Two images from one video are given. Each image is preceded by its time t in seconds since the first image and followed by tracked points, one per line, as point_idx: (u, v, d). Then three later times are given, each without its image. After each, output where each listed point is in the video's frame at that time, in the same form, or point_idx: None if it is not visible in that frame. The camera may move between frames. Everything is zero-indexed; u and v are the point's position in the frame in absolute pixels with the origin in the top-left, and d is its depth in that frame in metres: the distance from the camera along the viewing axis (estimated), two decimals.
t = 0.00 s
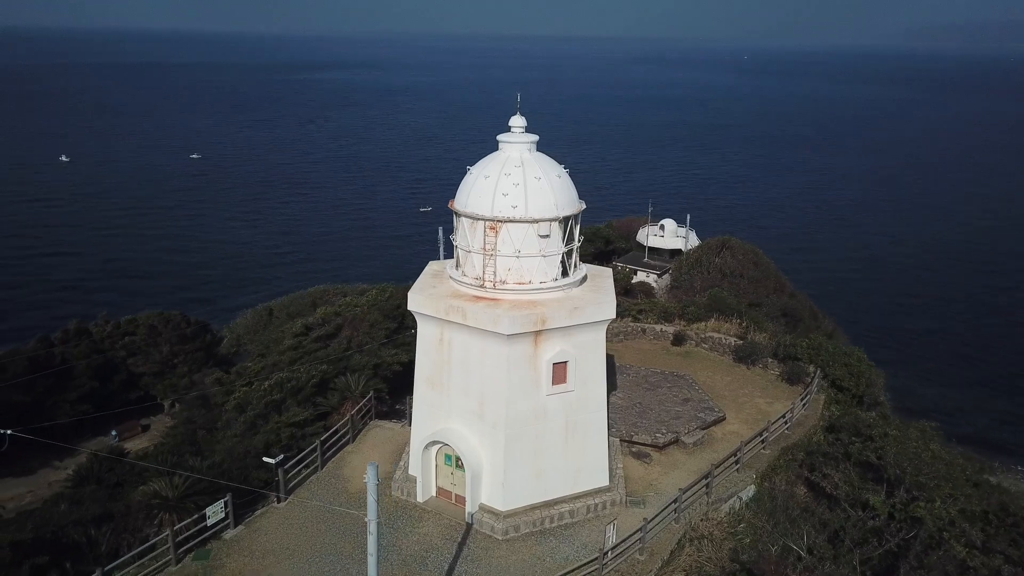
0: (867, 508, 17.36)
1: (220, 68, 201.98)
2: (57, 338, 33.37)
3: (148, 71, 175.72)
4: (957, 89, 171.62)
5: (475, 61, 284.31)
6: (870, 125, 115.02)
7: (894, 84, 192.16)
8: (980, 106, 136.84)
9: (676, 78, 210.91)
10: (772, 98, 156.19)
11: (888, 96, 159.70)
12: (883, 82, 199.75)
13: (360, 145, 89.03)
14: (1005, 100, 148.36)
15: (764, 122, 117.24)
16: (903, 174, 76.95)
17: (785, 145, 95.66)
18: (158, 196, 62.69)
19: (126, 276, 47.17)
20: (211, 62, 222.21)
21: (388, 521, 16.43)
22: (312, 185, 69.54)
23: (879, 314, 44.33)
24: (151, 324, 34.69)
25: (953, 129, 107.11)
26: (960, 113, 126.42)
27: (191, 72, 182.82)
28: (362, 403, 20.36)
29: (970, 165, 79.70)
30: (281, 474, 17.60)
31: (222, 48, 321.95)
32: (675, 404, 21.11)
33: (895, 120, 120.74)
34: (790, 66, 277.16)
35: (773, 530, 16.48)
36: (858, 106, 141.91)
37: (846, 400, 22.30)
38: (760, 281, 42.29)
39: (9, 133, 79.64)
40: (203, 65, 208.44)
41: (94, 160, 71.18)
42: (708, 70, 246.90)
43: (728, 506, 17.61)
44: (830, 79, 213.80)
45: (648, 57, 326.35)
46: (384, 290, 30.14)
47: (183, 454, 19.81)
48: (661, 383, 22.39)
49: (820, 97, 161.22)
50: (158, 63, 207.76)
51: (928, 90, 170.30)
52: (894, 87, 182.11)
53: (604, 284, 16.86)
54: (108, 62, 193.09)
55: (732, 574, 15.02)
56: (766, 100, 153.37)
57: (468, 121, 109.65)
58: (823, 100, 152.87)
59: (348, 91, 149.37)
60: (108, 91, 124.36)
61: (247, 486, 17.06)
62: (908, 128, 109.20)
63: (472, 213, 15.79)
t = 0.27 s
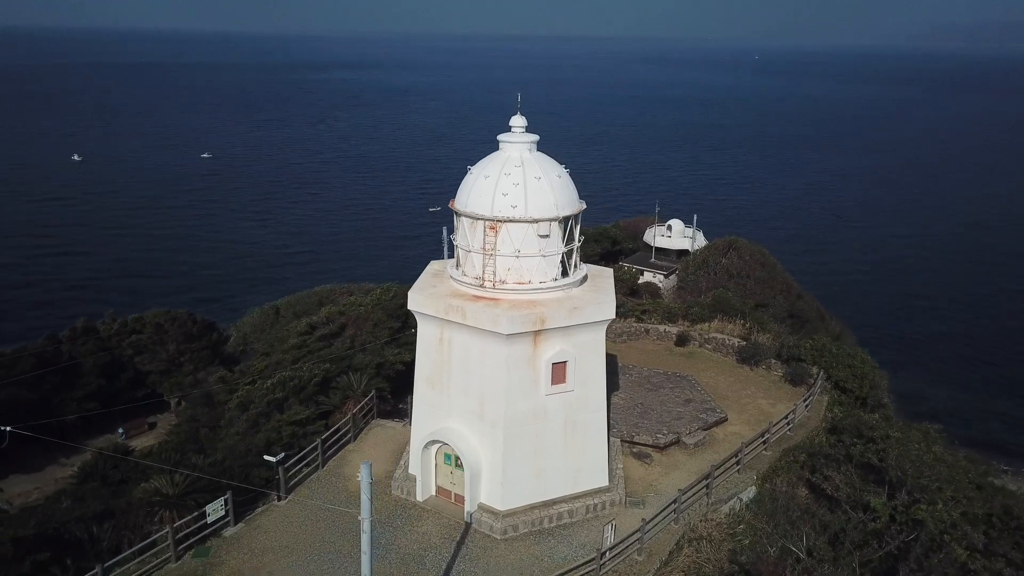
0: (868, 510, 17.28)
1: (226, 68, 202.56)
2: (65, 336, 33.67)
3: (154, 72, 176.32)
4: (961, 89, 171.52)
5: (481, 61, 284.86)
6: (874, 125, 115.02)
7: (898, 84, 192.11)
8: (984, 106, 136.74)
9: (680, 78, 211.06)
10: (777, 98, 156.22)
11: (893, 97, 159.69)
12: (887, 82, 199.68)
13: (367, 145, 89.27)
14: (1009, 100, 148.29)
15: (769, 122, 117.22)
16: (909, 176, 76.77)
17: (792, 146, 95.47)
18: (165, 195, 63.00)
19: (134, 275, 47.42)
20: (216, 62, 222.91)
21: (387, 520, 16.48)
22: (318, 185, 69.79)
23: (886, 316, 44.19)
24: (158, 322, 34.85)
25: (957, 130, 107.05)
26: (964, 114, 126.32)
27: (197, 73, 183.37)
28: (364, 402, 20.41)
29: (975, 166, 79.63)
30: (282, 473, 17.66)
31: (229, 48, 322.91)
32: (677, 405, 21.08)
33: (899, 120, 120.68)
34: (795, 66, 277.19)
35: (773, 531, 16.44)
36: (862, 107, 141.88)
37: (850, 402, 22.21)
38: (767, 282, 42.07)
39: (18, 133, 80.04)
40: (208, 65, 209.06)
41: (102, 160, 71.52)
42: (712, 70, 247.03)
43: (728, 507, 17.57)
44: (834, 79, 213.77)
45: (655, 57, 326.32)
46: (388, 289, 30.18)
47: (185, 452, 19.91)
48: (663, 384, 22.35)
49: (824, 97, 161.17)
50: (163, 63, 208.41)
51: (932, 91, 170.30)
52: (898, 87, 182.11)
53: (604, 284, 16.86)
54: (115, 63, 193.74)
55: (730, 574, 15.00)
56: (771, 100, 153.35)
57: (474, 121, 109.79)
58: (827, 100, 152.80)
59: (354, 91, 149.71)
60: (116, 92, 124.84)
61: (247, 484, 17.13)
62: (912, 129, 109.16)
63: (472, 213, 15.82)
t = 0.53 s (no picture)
0: (869, 512, 17.19)
1: (228, 68, 202.75)
2: (72, 334, 33.88)
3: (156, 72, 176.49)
4: (964, 89, 171.35)
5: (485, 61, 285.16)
6: (875, 125, 114.98)
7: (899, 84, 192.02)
8: (985, 106, 136.66)
9: (681, 78, 211.14)
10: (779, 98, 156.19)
11: (894, 96, 159.59)
12: (888, 82, 199.57)
13: (371, 145, 89.33)
14: (1010, 100, 148.09)
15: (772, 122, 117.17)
16: (916, 176, 76.52)
17: (798, 147, 95.23)
18: (170, 195, 63.15)
19: (139, 275, 47.58)
20: (218, 63, 223.20)
21: (387, 519, 16.53)
22: (324, 184, 69.93)
23: (893, 317, 44.00)
24: (164, 320, 35.00)
25: (957, 130, 106.92)
26: (965, 114, 126.13)
27: (199, 73, 183.52)
28: (366, 402, 20.47)
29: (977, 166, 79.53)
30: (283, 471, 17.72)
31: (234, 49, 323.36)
32: (678, 406, 21.05)
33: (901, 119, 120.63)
34: (798, 66, 277.00)
35: (772, 533, 16.38)
36: (866, 106, 142.43)
37: (853, 404, 22.11)
38: (774, 283, 41.88)
39: (22, 133, 80.16)
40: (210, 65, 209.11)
41: (107, 159, 71.68)
42: (713, 70, 246.90)
43: (727, 508, 17.53)
44: (835, 78, 213.42)
45: (659, 57, 326.12)
46: (392, 288, 30.23)
47: (188, 450, 20.00)
48: (665, 385, 22.31)
49: (825, 96, 161.04)
50: (166, 64, 208.68)
51: (933, 90, 170.25)
52: (899, 87, 181.96)
53: (604, 284, 16.86)
54: (119, 64, 194.04)
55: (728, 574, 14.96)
56: (773, 99, 153.24)
57: (479, 121, 109.82)
58: (829, 100, 152.71)
59: (358, 91, 149.79)
60: (120, 92, 125.04)
61: (248, 482, 17.20)
62: (913, 129, 109.10)
63: (471, 213, 15.84)
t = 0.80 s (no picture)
0: (870, 514, 17.13)
1: (227, 68, 202.55)
2: (79, 332, 34.15)
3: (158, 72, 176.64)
4: (970, 89, 170.75)
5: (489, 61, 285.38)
6: (878, 125, 114.93)
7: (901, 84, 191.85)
8: (987, 106, 136.48)
9: (683, 78, 211.07)
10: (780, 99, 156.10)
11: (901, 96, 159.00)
12: (892, 82, 199.38)
13: (374, 145, 89.44)
14: (1017, 99, 147.66)
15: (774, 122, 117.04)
16: (922, 176, 76.22)
17: (805, 146, 94.91)
18: (176, 194, 63.33)
19: (144, 274, 47.74)
20: (220, 63, 223.41)
21: (386, 517, 16.57)
22: (331, 184, 70.09)
23: (899, 319, 43.81)
24: (170, 319, 35.19)
25: (958, 130, 106.84)
26: (971, 114, 125.84)
27: (201, 73, 183.65)
28: (367, 401, 20.53)
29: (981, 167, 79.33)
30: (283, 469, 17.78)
31: (239, 49, 323.68)
32: (680, 407, 21.01)
33: (908, 120, 120.55)
34: (800, 65, 276.75)
35: (772, 534, 16.34)
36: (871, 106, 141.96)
37: (856, 405, 22.01)
38: (781, 284, 41.69)
39: (27, 133, 80.33)
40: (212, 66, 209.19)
41: (114, 159, 71.89)
42: (713, 70, 246.73)
43: (727, 509, 17.50)
44: (837, 78, 213.23)
45: (664, 57, 325.87)
46: (396, 287, 30.28)
47: (191, 448, 20.10)
48: (667, 385, 22.27)
49: (831, 96, 161.23)
50: (167, 64, 208.87)
51: (934, 90, 170.09)
52: (900, 87, 181.82)
53: (604, 284, 16.85)
54: (125, 64, 194.39)
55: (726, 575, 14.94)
56: (775, 99, 153.14)
57: (485, 121, 109.81)
58: (832, 100, 152.61)
59: (361, 91, 149.85)
60: (124, 93, 125.34)
61: (249, 480, 17.26)
62: (915, 129, 108.98)
63: (471, 213, 15.86)
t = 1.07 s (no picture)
0: (870, 516, 17.08)
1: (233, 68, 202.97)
2: (87, 330, 34.40)
3: (160, 73, 176.77)
4: (978, 89, 170.18)
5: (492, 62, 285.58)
6: (885, 125, 114.57)
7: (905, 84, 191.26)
8: (989, 107, 136.24)
9: (684, 78, 210.97)
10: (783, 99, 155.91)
11: (908, 96, 158.46)
12: (899, 82, 198.70)
13: (378, 145, 89.57)
14: None
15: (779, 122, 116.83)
16: (929, 176, 75.98)
17: (812, 147, 94.64)
18: (182, 195, 63.56)
19: (149, 273, 47.94)
20: (223, 63, 223.76)
21: (385, 515, 16.61)
22: (338, 184, 70.26)
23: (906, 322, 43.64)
24: (177, 318, 35.37)
25: (960, 130, 106.67)
26: (978, 114, 125.33)
27: (203, 73, 183.90)
28: (370, 400, 20.57)
29: (997, 168, 78.24)
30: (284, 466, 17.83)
31: (245, 49, 324.34)
32: (681, 407, 20.98)
33: (915, 120, 120.14)
34: (803, 65, 276.44)
35: (772, 535, 16.31)
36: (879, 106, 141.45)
37: (859, 406, 21.90)
38: (788, 285, 41.50)
39: (34, 133, 80.63)
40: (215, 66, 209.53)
41: (122, 159, 72.20)
42: (714, 70, 246.48)
43: (727, 510, 17.47)
44: (844, 78, 212.43)
45: (669, 57, 325.48)
46: (401, 286, 30.33)
47: (194, 446, 20.20)
48: (669, 386, 22.26)
49: (837, 96, 160.76)
50: (168, 64, 209.20)
51: (936, 90, 169.82)
52: (901, 87, 181.50)
53: (604, 284, 16.85)
54: (133, 65, 194.97)
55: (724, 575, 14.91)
56: (777, 99, 152.95)
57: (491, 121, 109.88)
58: (834, 101, 152.39)
59: (364, 91, 150.01)
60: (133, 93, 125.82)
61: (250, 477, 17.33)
62: (917, 129, 108.78)
63: (471, 212, 15.90)
